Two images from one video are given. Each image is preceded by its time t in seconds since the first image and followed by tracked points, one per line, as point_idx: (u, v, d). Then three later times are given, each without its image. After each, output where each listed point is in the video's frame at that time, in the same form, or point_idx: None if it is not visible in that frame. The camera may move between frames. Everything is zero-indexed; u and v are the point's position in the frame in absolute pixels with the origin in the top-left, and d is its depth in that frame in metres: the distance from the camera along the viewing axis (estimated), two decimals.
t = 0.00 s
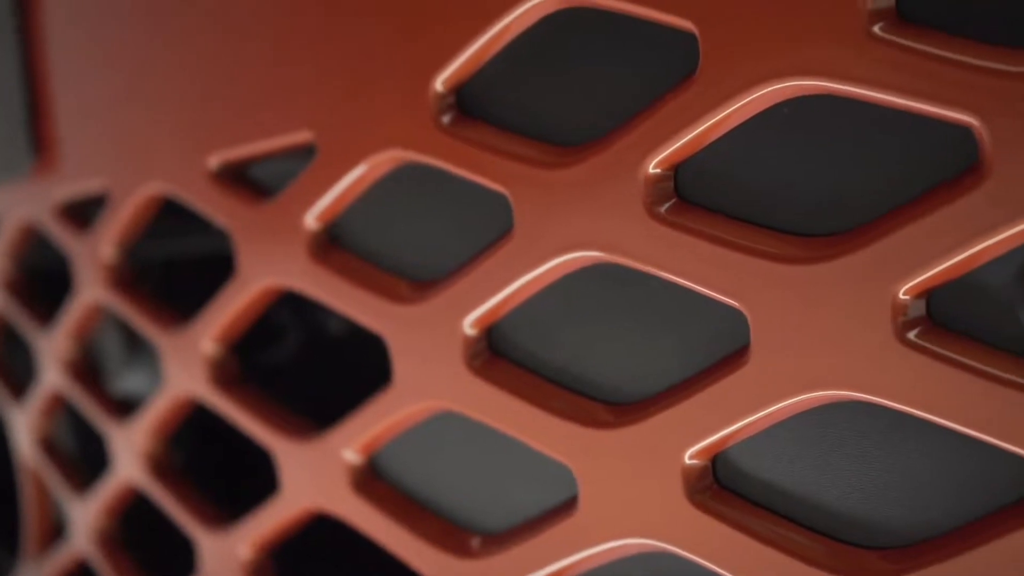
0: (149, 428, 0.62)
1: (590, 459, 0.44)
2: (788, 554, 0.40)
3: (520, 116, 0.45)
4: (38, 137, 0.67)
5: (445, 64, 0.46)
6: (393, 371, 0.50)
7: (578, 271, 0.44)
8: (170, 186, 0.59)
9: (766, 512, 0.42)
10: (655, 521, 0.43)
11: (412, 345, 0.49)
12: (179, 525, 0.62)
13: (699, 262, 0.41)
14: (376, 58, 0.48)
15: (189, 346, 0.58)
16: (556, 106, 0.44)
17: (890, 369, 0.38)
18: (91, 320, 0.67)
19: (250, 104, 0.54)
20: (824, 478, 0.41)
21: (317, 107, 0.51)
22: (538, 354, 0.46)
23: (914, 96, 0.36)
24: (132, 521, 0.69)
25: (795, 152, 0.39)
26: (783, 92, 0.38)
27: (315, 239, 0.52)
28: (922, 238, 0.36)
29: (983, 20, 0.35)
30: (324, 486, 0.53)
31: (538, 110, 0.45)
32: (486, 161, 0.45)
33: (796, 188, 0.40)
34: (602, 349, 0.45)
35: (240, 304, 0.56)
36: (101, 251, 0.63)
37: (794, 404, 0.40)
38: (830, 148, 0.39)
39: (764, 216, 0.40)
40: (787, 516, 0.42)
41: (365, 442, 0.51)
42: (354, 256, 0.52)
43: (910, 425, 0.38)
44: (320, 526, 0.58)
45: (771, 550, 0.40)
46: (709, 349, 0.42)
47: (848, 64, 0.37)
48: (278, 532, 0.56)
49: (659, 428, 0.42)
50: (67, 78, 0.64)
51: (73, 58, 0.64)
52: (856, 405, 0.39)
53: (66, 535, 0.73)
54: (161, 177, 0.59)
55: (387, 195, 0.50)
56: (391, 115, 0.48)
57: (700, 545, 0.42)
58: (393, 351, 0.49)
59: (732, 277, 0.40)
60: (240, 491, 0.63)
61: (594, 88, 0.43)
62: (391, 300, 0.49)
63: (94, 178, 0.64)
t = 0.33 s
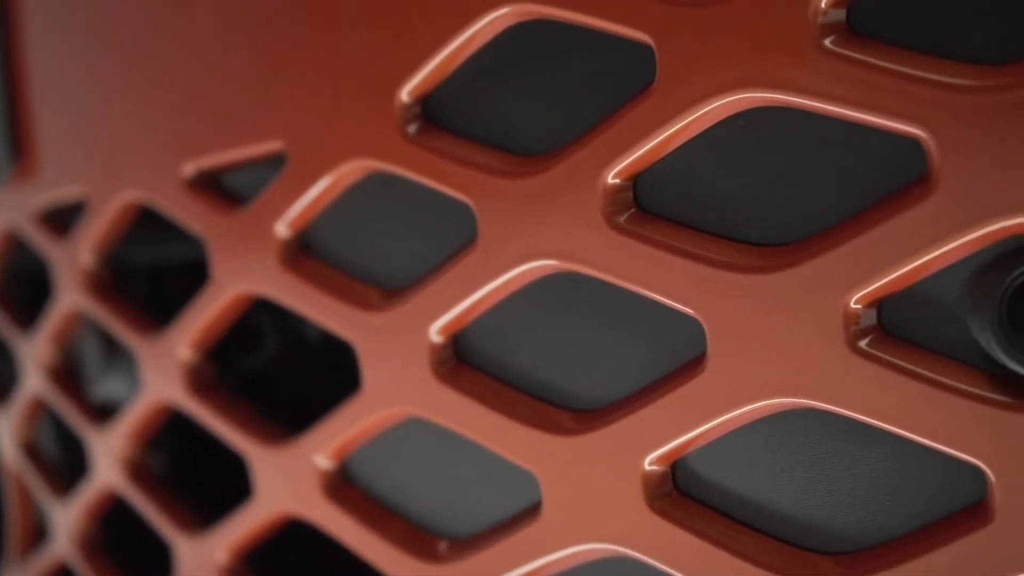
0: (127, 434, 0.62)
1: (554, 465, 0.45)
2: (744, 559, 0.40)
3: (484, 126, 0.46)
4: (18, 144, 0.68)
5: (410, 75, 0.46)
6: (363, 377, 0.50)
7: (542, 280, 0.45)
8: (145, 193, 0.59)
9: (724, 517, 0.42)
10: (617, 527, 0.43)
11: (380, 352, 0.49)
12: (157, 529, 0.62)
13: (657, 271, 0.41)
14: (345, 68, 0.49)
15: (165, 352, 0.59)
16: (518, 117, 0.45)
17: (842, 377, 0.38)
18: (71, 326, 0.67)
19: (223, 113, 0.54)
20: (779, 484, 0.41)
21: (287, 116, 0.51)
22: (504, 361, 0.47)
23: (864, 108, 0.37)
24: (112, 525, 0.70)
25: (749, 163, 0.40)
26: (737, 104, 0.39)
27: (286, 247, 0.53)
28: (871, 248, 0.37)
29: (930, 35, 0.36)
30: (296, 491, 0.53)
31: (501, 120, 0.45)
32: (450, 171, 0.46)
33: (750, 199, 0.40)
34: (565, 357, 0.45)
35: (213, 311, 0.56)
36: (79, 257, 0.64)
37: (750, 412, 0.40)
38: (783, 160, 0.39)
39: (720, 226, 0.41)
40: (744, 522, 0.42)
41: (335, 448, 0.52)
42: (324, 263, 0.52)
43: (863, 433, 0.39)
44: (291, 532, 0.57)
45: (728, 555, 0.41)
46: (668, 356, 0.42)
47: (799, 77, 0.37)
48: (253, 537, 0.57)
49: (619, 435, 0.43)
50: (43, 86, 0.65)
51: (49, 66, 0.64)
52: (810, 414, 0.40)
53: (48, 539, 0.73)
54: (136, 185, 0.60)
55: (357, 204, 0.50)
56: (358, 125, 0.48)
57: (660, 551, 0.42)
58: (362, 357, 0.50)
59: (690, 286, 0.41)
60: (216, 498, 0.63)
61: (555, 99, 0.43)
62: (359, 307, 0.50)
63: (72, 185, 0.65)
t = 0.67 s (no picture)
0: (108, 436, 0.63)
1: (521, 469, 0.45)
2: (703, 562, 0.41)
3: (451, 134, 0.46)
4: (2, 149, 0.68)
5: (380, 83, 0.47)
6: (335, 382, 0.51)
7: (508, 286, 0.45)
8: (123, 200, 0.60)
9: (685, 522, 0.43)
10: (582, 531, 0.44)
11: (351, 357, 0.50)
12: (137, 531, 0.63)
13: (619, 278, 0.42)
14: (317, 76, 0.49)
15: (144, 357, 0.59)
16: (486, 125, 0.45)
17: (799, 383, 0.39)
18: (54, 329, 0.68)
19: (199, 120, 0.55)
20: (739, 489, 0.42)
21: (261, 124, 0.52)
22: (472, 366, 0.48)
23: (818, 119, 0.37)
24: (95, 527, 0.70)
25: (709, 172, 0.40)
26: (697, 114, 0.40)
27: (261, 253, 0.53)
28: (827, 256, 0.38)
29: (884, 47, 0.37)
30: (271, 493, 0.54)
31: (468, 129, 0.46)
32: (418, 178, 0.46)
33: (710, 208, 0.41)
34: (531, 362, 0.46)
35: (189, 316, 0.57)
36: (61, 261, 0.65)
37: (709, 417, 0.41)
38: (742, 169, 0.40)
39: (681, 234, 0.41)
40: (706, 527, 0.43)
41: (309, 451, 0.53)
42: (297, 269, 0.53)
43: (820, 439, 0.40)
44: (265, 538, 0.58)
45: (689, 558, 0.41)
46: (631, 363, 0.43)
47: (754, 89, 0.38)
48: (230, 539, 0.57)
49: (584, 440, 0.43)
50: (23, 91, 0.65)
51: (28, 72, 0.64)
52: (768, 419, 0.40)
53: (32, 540, 0.74)
54: (114, 191, 0.60)
55: (329, 210, 0.51)
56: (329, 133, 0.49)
57: (624, 554, 0.43)
58: (334, 362, 0.50)
59: (650, 294, 0.41)
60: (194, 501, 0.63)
61: (521, 108, 0.44)
62: (331, 313, 0.50)
63: (53, 190, 0.65)
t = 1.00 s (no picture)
0: (88, 439, 0.63)
1: (487, 474, 0.46)
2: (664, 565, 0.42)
3: (419, 142, 0.47)
4: None
5: (349, 92, 0.47)
6: (307, 387, 0.51)
7: (474, 293, 0.46)
8: (101, 205, 0.60)
9: (648, 526, 0.43)
10: (547, 535, 0.44)
11: (323, 362, 0.50)
12: (117, 534, 0.63)
13: (581, 285, 0.42)
14: (290, 85, 0.50)
15: (122, 361, 0.60)
16: (453, 134, 0.46)
17: (757, 390, 0.39)
18: (35, 332, 0.68)
19: (174, 127, 0.55)
20: (700, 494, 0.42)
21: (234, 131, 0.52)
22: (441, 372, 0.48)
23: (774, 130, 0.38)
24: (77, 529, 0.71)
25: (670, 181, 0.41)
26: (656, 124, 0.40)
27: (234, 258, 0.54)
28: (783, 265, 0.38)
29: (838, 60, 0.37)
30: (245, 496, 0.55)
31: (436, 137, 0.46)
32: (387, 186, 0.47)
33: (671, 216, 0.41)
34: (498, 368, 0.46)
35: (165, 321, 0.57)
36: (41, 265, 0.65)
37: (669, 424, 0.41)
38: (702, 178, 0.40)
39: (643, 242, 0.42)
40: (668, 531, 0.43)
41: (282, 455, 0.53)
42: (271, 274, 0.53)
43: (777, 445, 0.40)
44: (241, 540, 0.58)
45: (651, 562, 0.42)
46: (594, 370, 0.44)
47: (711, 100, 0.39)
48: (207, 541, 0.58)
49: (548, 445, 0.44)
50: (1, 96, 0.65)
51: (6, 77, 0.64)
52: (727, 425, 0.41)
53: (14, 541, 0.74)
54: (92, 196, 0.60)
55: (301, 217, 0.51)
56: (300, 140, 0.49)
57: (587, 559, 0.43)
58: (306, 367, 0.51)
59: (612, 301, 0.42)
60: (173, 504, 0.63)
61: (486, 117, 0.45)
62: (303, 319, 0.51)
63: (31, 195, 0.65)
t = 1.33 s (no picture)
0: (67, 442, 0.64)
1: (455, 478, 0.46)
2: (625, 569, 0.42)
3: (388, 150, 0.47)
4: None
5: (320, 100, 0.48)
6: (279, 391, 0.52)
7: (442, 299, 0.47)
8: (80, 210, 0.60)
9: (612, 531, 0.44)
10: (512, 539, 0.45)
11: (295, 367, 0.51)
12: (96, 536, 0.64)
13: (545, 293, 0.43)
14: (262, 92, 0.50)
15: (100, 364, 0.60)
16: (421, 142, 0.46)
17: (715, 397, 0.40)
18: (17, 336, 0.69)
19: (150, 133, 0.56)
20: (662, 499, 0.43)
21: (208, 138, 0.53)
22: (410, 378, 0.49)
23: (731, 140, 0.38)
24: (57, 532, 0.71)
25: (631, 191, 0.42)
26: (617, 134, 0.41)
27: (209, 264, 0.54)
28: (740, 273, 0.39)
29: (792, 71, 0.38)
30: (220, 500, 0.55)
31: (404, 145, 0.47)
32: (355, 193, 0.47)
33: (632, 225, 0.42)
34: (466, 374, 0.47)
35: (142, 326, 0.58)
36: (21, 270, 0.65)
37: (631, 429, 0.42)
38: (662, 188, 0.41)
39: (606, 251, 0.43)
40: (631, 535, 0.44)
41: (256, 459, 0.54)
42: (244, 280, 0.54)
43: (735, 450, 0.41)
44: (218, 542, 0.59)
45: (613, 566, 0.43)
46: (558, 376, 0.44)
47: (670, 110, 0.39)
48: (183, 544, 0.58)
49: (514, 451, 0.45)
50: None
51: None
52: (687, 431, 0.41)
53: None
54: (71, 202, 0.61)
55: (274, 223, 0.52)
56: (272, 148, 0.50)
57: (551, 562, 0.44)
58: (278, 372, 0.51)
59: (574, 308, 0.42)
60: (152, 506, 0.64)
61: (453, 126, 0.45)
62: (276, 324, 0.51)
63: (11, 201, 0.65)
